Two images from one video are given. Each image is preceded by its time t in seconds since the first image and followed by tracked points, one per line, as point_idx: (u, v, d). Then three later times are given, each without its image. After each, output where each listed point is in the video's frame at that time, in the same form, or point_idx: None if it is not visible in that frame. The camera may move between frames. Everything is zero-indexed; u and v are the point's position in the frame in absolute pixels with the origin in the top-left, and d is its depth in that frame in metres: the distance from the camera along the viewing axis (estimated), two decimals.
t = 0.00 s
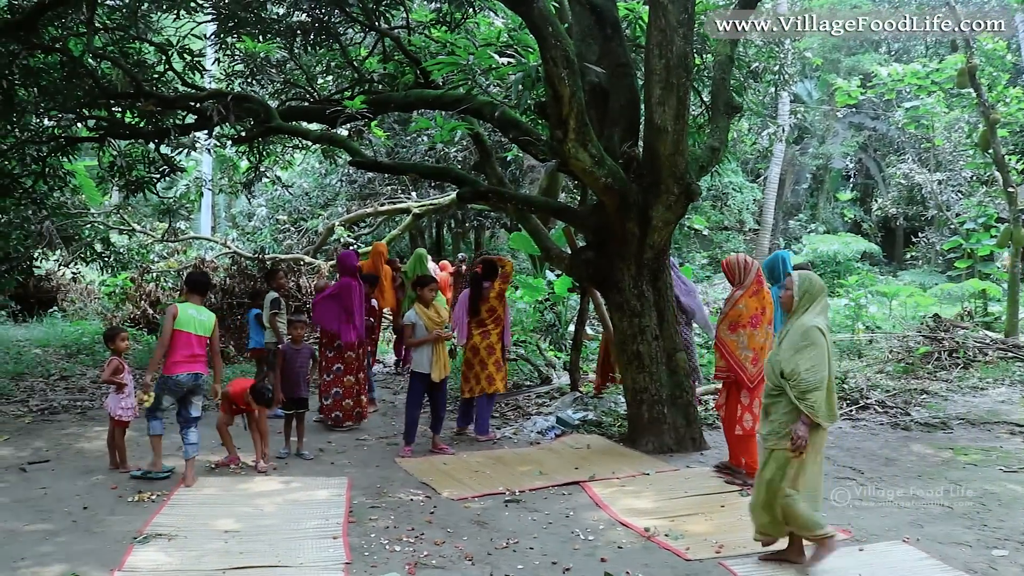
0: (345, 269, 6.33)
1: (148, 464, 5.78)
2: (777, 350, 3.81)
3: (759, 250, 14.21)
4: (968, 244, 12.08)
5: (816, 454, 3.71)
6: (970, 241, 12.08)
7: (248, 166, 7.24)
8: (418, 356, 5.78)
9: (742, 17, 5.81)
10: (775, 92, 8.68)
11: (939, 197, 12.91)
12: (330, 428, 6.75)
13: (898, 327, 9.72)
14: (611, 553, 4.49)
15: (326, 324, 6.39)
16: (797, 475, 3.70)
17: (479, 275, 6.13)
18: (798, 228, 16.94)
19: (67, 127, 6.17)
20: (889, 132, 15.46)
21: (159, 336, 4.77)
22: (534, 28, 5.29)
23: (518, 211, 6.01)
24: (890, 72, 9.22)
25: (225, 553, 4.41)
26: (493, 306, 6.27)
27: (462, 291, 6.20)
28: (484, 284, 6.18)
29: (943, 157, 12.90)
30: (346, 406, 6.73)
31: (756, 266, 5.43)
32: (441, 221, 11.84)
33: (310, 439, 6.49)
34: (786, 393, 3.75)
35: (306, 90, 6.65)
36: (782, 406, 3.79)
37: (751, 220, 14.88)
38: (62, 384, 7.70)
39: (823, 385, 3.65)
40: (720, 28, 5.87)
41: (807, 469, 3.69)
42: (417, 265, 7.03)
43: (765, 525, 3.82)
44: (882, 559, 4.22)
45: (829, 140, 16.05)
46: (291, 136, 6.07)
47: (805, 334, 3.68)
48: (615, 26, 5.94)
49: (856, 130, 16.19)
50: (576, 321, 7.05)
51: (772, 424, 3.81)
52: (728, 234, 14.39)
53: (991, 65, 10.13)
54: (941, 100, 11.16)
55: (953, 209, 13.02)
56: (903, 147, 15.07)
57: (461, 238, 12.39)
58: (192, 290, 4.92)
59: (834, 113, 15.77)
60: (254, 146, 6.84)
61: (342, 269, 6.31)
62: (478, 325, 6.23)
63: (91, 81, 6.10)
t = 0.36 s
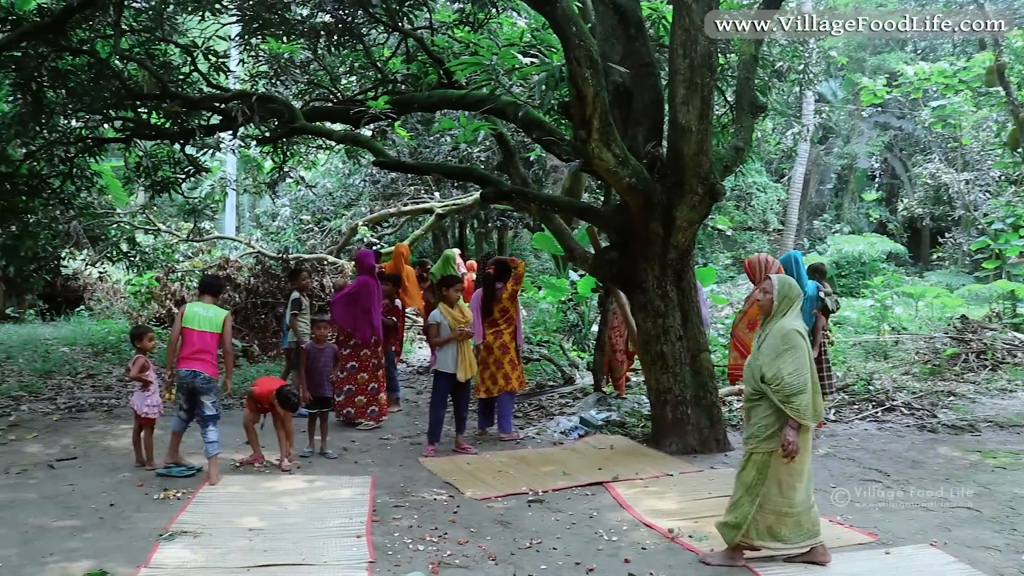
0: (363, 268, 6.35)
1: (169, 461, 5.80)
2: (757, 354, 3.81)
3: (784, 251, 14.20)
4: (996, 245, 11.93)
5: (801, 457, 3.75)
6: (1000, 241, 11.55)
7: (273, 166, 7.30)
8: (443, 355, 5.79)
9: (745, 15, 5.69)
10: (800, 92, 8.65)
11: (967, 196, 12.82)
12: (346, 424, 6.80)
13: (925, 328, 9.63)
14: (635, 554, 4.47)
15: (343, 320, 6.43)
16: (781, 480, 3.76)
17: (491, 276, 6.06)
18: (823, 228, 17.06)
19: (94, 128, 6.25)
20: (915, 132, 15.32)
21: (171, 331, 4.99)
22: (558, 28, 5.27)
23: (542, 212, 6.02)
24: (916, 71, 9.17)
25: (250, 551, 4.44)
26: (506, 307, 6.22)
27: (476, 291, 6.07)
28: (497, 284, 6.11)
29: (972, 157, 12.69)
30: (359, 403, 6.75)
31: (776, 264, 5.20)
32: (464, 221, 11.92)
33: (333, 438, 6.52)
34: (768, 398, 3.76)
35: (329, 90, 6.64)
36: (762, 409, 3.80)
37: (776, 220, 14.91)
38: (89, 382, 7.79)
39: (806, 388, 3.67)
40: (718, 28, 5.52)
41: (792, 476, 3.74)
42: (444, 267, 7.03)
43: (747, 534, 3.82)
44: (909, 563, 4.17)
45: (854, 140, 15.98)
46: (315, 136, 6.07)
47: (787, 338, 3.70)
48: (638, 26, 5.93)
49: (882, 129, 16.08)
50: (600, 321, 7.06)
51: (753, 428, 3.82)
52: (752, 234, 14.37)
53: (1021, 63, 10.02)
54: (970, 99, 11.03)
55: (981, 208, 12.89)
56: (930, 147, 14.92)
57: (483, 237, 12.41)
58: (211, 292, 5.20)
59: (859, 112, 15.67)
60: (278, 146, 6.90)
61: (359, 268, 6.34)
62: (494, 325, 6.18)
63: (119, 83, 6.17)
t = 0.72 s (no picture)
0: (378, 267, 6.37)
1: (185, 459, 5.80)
2: (721, 353, 3.96)
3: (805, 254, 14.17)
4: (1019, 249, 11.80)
5: (761, 456, 3.85)
6: None
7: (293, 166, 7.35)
8: (459, 355, 5.77)
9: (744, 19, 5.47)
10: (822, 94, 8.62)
11: (991, 199, 12.79)
12: (364, 422, 6.84)
13: (947, 333, 9.54)
14: (653, 556, 4.45)
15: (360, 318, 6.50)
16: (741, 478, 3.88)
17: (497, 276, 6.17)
18: (843, 230, 16.98)
19: (117, 127, 6.30)
20: (939, 135, 15.17)
21: (181, 330, 5.42)
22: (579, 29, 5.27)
23: (562, 212, 6.02)
24: (940, 73, 9.10)
25: (268, 549, 4.46)
26: (511, 306, 6.28)
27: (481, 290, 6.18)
28: (503, 284, 6.20)
29: (996, 160, 12.58)
30: (376, 401, 6.77)
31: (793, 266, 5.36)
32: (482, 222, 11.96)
33: (351, 438, 6.53)
34: (729, 395, 3.90)
35: (351, 90, 6.68)
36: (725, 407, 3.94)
37: (796, 222, 14.87)
38: (110, 379, 7.86)
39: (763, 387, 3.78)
40: (719, 28, 5.39)
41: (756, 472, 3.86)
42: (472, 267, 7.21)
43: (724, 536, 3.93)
44: (931, 569, 4.14)
45: (876, 142, 15.89)
46: (336, 136, 6.07)
47: (744, 337, 3.82)
48: (660, 27, 5.93)
49: (904, 132, 15.97)
50: (620, 323, 7.02)
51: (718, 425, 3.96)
52: (772, 237, 14.34)
53: None
54: (995, 102, 10.91)
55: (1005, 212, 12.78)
56: (953, 149, 14.78)
57: (502, 238, 12.41)
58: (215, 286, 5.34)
59: (882, 114, 15.57)
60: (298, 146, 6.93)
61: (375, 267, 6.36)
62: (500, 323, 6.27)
63: (141, 82, 6.20)
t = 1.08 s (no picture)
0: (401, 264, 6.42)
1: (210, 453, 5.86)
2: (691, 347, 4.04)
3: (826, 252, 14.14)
4: None
5: (726, 448, 3.96)
6: None
7: (313, 163, 7.41)
8: (477, 352, 5.76)
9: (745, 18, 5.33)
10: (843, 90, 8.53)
11: (1016, 198, 12.61)
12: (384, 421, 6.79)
13: (970, 332, 9.45)
14: (672, 554, 4.42)
15: (383, 314, 6.46)
16: (708, 468, 3.99)
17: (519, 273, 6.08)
18: (865, 229, 16.96)
19: (140, 124, 6.36)
20: (962, 132, 15.00)
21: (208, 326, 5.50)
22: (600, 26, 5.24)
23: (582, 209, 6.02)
24: (966, 69, 8.98)
25: (288, 544, 4.48)
26: (531, 303, 6.26)
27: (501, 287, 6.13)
28: (523, 281, 6.15)
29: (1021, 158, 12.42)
30: (397, 399, 6.76)
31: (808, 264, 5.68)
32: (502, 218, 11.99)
33: (371, 434, 6.55)
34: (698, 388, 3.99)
35: (372, 87, 6.63)
36: (694, 400, 4.03)
37: (816, 220, 14.86)
38: (132, 373, 7.94)
39: (730, 381, 3.87)
40: (719, 28, 5.35)
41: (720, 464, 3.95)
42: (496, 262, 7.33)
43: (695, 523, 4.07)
44: (954, 571, 4.10)
45: (898, 139, 15.75)
46: (356, 133, 6.05)
47: (715, 332, 3.91)
48: (682, 24, 5.90)
49: (927, 129, 15.81)
50: (640, 321, 6.99)
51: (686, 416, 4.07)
52: (793, 235, 14.32)
53: None
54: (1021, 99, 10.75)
55: None
56: (976, 147, 14.61)
57: (521, 235, 12.41)
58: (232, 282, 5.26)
59: (904, 111, 15.43)
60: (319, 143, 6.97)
61: (399, 263, 6.41)
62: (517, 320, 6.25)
63: (164, 79, 6.25)
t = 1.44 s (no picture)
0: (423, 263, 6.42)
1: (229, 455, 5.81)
2: (662, 344, 4.03)
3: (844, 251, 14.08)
4: None
5: (703, 439, 3.95)
6: None
7: (331, 161, 7.45)
8: (496, 350, 5.76)
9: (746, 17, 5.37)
10: (863, 88, 8.48)
11: None
12: (405, 422, 6.76)
13: (991, 331, 9.38)
14: (691, 554, 4.40)
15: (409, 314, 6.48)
16: (682, 462, 3.97)
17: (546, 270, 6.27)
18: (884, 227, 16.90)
19: (159, 123, 6.38)
20: (983, 129, 14.84)
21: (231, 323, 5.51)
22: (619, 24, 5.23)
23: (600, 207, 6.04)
24: (988, 65, 8.88)
25: (306, 541, 4.49)
26: (558, 300, 6.49)
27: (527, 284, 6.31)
28: (551, 278, 6.33)
29: None
30: (418, 399, 6.72)
31: (821, 260, 5.79)
32: (520, 217, 12.01)
33: (389, 431, 6.58)
34: (672, 384, 3.97)
35: (389, 85, 6.69)
36: (668, 396, 4.02)
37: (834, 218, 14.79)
38: (152, 370, 8.00)
39: (703, 374, 3.87)
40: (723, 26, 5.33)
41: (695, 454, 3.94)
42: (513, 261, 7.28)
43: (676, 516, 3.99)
44: (976, 572, 4.06)
45: (918, 137, 15.61)
46: (374, 131, 6.09)
47: (685, 327, 3.92)
48: (701, 21, 5.96)
49: (947, 126, 15.65)
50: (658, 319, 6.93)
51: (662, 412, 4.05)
52: (811, 233, 14.29)
53: None
54: None
55: None
56: (997, 145, 14.44)
57: (538, 233, 12.40)
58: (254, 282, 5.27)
59: (924, 108, 15.28)
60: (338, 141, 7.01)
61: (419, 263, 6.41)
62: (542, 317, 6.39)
63: (184, 78, 6.28)
